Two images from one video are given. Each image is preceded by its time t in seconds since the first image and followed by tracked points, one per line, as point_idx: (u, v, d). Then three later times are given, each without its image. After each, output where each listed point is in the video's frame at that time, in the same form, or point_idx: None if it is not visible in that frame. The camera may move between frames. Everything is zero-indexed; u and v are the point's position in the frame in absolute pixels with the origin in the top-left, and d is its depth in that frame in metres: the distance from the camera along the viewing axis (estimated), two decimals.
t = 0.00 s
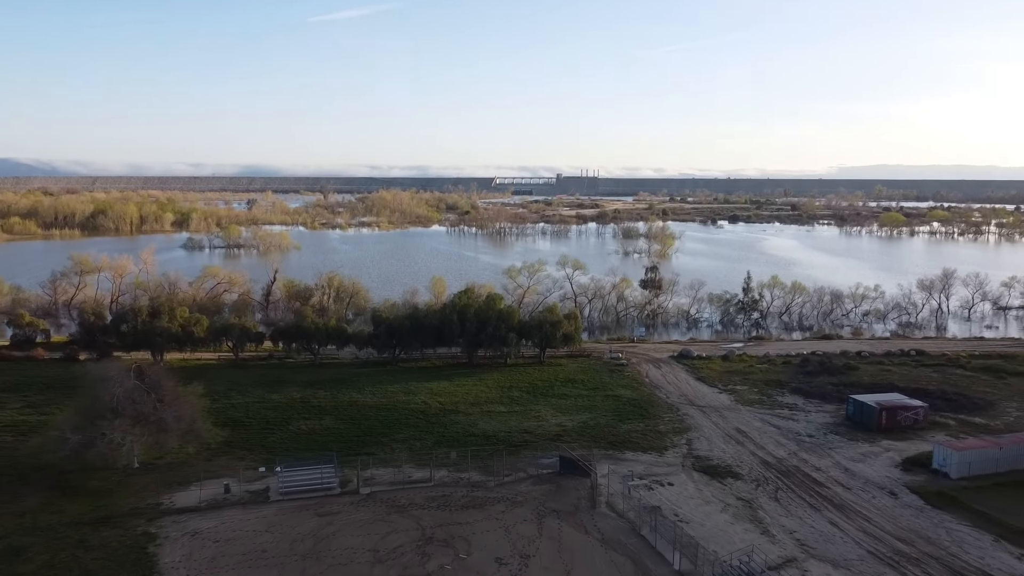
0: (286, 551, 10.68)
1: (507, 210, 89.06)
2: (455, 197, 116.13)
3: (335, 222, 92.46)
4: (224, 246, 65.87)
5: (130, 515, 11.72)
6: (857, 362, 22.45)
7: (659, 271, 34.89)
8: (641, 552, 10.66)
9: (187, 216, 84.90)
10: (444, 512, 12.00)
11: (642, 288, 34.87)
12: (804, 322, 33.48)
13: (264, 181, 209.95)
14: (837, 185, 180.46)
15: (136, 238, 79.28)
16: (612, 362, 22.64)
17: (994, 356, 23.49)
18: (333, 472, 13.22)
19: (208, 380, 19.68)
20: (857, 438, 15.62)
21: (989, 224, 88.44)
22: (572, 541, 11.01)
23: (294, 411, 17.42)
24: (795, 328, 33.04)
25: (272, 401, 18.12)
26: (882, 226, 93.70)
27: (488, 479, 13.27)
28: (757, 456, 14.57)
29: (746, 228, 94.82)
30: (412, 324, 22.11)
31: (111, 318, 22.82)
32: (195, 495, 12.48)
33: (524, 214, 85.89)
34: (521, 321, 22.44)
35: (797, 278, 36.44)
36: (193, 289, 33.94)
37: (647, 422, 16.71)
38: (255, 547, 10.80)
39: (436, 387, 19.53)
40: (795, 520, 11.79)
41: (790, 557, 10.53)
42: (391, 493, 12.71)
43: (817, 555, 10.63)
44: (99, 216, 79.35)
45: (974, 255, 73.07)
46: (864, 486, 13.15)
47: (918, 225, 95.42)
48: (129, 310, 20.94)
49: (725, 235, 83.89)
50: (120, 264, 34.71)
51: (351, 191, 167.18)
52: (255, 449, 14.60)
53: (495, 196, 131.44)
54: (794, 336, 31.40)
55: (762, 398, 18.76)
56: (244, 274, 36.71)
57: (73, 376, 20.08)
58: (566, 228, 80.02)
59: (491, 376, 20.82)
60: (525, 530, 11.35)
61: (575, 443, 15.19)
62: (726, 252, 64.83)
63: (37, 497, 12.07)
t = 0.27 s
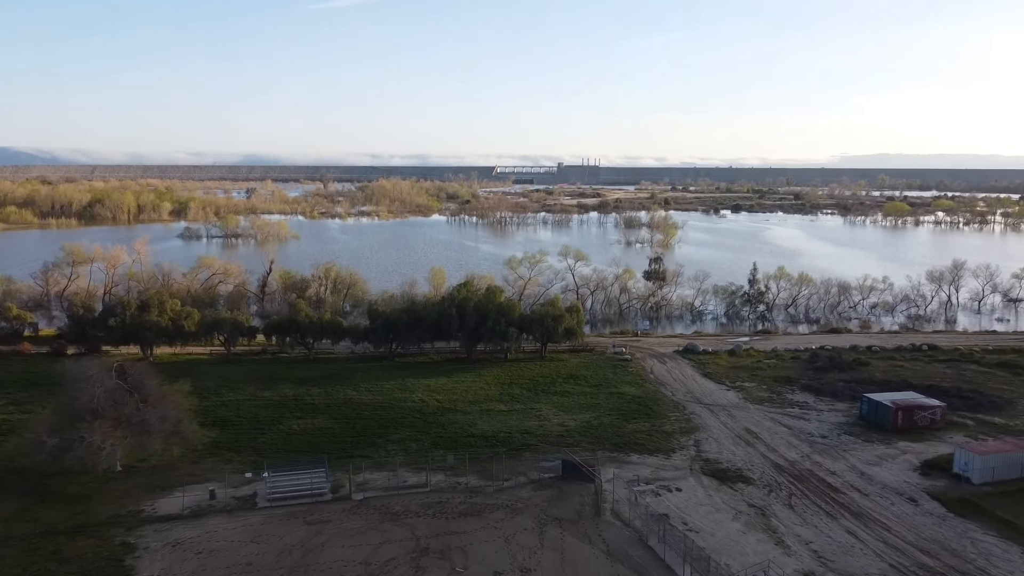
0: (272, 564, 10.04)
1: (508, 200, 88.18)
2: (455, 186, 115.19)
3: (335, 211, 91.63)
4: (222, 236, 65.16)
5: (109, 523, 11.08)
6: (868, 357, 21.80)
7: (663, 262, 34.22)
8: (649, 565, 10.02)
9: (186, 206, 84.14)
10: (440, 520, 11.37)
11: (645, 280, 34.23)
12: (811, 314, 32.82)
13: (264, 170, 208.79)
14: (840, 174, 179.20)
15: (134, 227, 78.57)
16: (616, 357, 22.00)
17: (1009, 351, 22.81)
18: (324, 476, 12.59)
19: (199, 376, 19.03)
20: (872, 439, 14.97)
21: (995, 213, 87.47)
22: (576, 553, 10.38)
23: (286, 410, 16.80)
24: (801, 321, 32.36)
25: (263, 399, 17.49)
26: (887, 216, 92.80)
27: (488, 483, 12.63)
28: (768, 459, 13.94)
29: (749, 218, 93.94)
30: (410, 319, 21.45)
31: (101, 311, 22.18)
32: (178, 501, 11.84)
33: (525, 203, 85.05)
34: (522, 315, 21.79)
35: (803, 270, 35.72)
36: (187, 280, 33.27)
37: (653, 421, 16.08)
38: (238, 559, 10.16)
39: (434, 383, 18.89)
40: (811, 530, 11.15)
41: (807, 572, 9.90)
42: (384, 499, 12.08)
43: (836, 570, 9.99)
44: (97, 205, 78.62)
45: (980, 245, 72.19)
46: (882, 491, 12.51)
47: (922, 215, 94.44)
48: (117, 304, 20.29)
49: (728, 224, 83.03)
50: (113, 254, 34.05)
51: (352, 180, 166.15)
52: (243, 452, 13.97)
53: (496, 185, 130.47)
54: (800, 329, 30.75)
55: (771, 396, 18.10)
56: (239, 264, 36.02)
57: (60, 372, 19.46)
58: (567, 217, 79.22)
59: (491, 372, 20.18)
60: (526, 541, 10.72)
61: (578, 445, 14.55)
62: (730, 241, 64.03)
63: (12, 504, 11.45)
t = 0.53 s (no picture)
0: None
1: (508, 188, 87.24)
2: (456, 175, 114.23)
3: (334, 200, 90.76)
4: (219, 226, 64.41)
5: (85, 535, 10.44)
6: (879, 353, 21.13)
7: (666, 253, 33.53)
8: None
9: (183, 194, 83.27)
10: (435, 530, 10.73)
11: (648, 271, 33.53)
12: (817, 307, 32.12)
13: (263, 158, 207.52)
14: (843, 163, 177.83)
15: (131, 216, 77.79)
16: (619, 353, 21.36)
17: None
18: (314, 482, 11.96)
19: (188, 374, 18.37)
20: (888, 442, 14.30)
21: (1000, 203, 86.53)
22: (579, 568, 9.75)
23: (277, 409, 16.17)
24: (808, 314, 31.67)
25: (253, 398, 16.85)
26: (891, 205, 91.86)
27: (486, 490, 12.00)
28: (780, 463, 13.30)
29: (752, 207, 93.03)
30: (407, 312, 20.78)
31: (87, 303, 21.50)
32: (159, 510, 11.21)
33: (526, 192, 84.16)
34: (522, 309, 21.14)
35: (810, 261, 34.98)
36: (180, 271, 32.60)
37: (659, 422, 15.44)
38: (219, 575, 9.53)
39: (431, 380, 18.24)
40: (828, 542, 10.51)
41: None
42: (376, 507, 11.46)
43: None
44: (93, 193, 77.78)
45: (986, 235, 71.32)
46: (902, 499, 11.87)
47: (927, 204, 93.44)
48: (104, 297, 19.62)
49: (731, 214, 82.15)
50: (105, 245, 33.36)
51: (351, 169, 164.97)
52: (230, 455, 13.34)
53: (497, 174, 129.36)
54: (807, 322, 30.07)
55: (781, 395, 17.44)
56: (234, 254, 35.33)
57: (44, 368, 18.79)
58: (568, 206, 78.36)
59: (490, 368, 19.51)
60: (526, 554, 10.09)
61: (581, 448, 13.90)
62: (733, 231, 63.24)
63: None
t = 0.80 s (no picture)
0: None
1: (509, 178, 86.35)
2: (456, 164, 113.27)
3: (333, 190, 89.87)
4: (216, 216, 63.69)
5: (56, 550, 9.79)
6: (891, 350, 20.45)
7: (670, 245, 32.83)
8: None
9: (181, 184, 82.42)
10: (429, 544, 10.08)
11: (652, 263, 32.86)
12: (824, 300, 31.43)
13: (262, 148, 206.35)
14: (846, 153, 176.54)
15: (128, 206, 77.02)
16: (622, 349, 20.70)
17: None
18: (302, 491, 11.32)
19: (176, 374, 17.73)
20: (906, 446, 13.65)
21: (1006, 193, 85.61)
22: None
23: (267, 409, 15.52)
24: (815, 307, 30.99)
25: (243, 398, 16.20)
26: (895, 196, 90.96)
27: (484, 499, 11.35)
28: (793, 469, 12.65)
29: (754, 197, 92.16)
30: (403, 307, 20.10)
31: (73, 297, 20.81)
32: (136, 521, 10.56)
33: (526, 182, 83.27)
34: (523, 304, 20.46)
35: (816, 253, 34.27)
36: (173, 263, 31.92)
37: (665, 424, 14.78)
38: None
39: (428, 379, 17.58)
40: (849, 557, 9.87)
41: None
42: (368, 518, 10.81)
43: None
44: (90, 183, 76.93)
45: (992, 225, 70.50)
46: (924, 509, 11.23)
47: (932, 194, 92.45)
48: (89, 292, 18.96)
49: (734, 204, 81.30)
50: (96, 236, 32.69)
51: (351, 158, 163.93)
52: (215, 461, 12.69)
53: (497, 163, 128.32)
54: (814, 315, 29.41)
55: (791, 395, 16.79)
56: (228, 245, 34.63)
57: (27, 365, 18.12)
58: (569, 196, 77.53)
59: (489, 365, 18.85)
60: (526, 570, 9.46)
61: (584, 452, 13.26)
62: (736, 222, 62.46)
63: None
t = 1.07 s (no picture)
0: None
1: (509, 167, 85.44)
2: (456, 154, 112.29)
3: (332, 179, 89.00)
4: (213, 206, 62.94)
5: (24, 568, 9.18)
6: (904, 346, 19.76)
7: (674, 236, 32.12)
8: None
9: (178, 173, 81.57)
10: (422, 561, 9.46)
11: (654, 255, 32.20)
12: (831, 293, 30.72)
13: (262, 136, 205.13)
14: (849, 141, 175.24)
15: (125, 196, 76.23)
16: (625, 347, 20.05)
17: None
18: (289, 502, 10.68)
19: (163, 373, 17.10)
20: (925, 451, 12.99)
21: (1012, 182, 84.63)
22: None
23: (256, 411, 14.87)
24: (822, 300, 30.29)
25: (232, 399, 15.56)
26: (900, 185, 89.99)
27: (481, 510, 10.71)
28: (807, 476, 12.00)
29: (757, 186, 91.23)
30: (399, 302, 19.42)
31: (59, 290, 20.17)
32: (111, 535, 9.93)
33: (527, 171, 82.41)
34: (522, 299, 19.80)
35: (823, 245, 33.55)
36: (166, 255, 31.27)
37: (672, 427, 14.13)
38: None
39: (425, 378, 16.93)
40: None
41: None
42: (357, 532, 10.18)
43: None
44: (86, 172, 76.09)
45: (998, 215, 69.62)
46: (947, 522, 10.58)
47: (936, 183, 91.42)
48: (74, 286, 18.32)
49: (737, 193, 80.42)
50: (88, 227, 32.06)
51: (350, 147, 162.77)
52: (198, 468, 12.06)
53: (498, 152, 127.24)
54: (821, 308, 28.71)
55: (801, 395, 16.14)
56: (222, 236, 33.94)
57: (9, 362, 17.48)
58: (570, 185, 76.69)
59: (488, 363, 18.19)
60: None
61: (586, 458, 12.62)
62: (740, 212, 61.64)
63: None
